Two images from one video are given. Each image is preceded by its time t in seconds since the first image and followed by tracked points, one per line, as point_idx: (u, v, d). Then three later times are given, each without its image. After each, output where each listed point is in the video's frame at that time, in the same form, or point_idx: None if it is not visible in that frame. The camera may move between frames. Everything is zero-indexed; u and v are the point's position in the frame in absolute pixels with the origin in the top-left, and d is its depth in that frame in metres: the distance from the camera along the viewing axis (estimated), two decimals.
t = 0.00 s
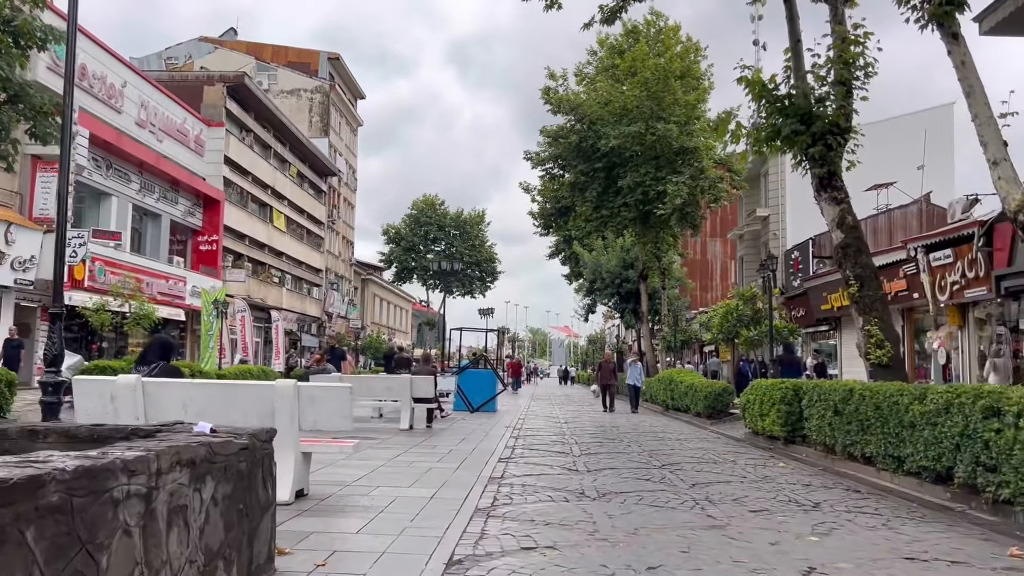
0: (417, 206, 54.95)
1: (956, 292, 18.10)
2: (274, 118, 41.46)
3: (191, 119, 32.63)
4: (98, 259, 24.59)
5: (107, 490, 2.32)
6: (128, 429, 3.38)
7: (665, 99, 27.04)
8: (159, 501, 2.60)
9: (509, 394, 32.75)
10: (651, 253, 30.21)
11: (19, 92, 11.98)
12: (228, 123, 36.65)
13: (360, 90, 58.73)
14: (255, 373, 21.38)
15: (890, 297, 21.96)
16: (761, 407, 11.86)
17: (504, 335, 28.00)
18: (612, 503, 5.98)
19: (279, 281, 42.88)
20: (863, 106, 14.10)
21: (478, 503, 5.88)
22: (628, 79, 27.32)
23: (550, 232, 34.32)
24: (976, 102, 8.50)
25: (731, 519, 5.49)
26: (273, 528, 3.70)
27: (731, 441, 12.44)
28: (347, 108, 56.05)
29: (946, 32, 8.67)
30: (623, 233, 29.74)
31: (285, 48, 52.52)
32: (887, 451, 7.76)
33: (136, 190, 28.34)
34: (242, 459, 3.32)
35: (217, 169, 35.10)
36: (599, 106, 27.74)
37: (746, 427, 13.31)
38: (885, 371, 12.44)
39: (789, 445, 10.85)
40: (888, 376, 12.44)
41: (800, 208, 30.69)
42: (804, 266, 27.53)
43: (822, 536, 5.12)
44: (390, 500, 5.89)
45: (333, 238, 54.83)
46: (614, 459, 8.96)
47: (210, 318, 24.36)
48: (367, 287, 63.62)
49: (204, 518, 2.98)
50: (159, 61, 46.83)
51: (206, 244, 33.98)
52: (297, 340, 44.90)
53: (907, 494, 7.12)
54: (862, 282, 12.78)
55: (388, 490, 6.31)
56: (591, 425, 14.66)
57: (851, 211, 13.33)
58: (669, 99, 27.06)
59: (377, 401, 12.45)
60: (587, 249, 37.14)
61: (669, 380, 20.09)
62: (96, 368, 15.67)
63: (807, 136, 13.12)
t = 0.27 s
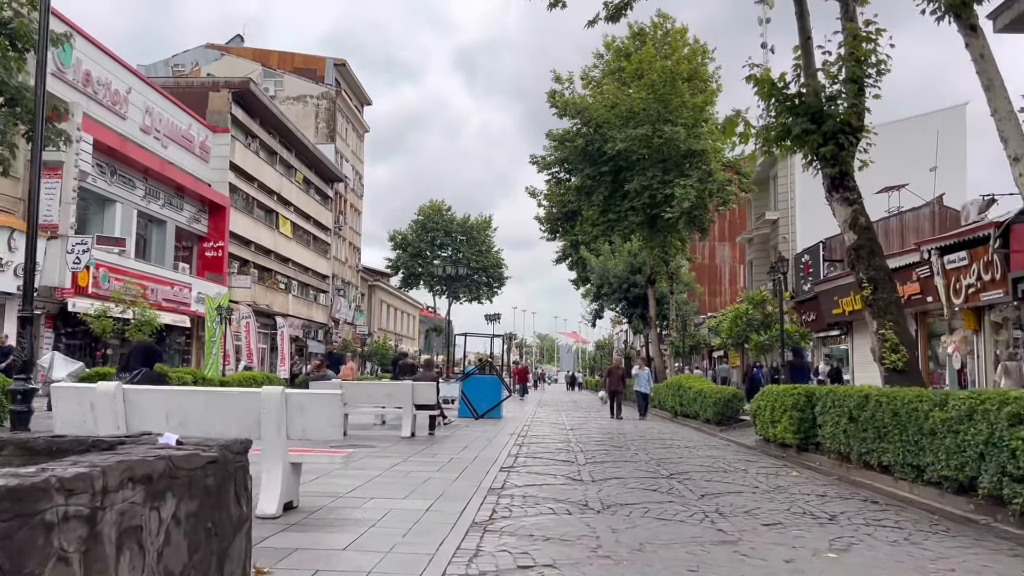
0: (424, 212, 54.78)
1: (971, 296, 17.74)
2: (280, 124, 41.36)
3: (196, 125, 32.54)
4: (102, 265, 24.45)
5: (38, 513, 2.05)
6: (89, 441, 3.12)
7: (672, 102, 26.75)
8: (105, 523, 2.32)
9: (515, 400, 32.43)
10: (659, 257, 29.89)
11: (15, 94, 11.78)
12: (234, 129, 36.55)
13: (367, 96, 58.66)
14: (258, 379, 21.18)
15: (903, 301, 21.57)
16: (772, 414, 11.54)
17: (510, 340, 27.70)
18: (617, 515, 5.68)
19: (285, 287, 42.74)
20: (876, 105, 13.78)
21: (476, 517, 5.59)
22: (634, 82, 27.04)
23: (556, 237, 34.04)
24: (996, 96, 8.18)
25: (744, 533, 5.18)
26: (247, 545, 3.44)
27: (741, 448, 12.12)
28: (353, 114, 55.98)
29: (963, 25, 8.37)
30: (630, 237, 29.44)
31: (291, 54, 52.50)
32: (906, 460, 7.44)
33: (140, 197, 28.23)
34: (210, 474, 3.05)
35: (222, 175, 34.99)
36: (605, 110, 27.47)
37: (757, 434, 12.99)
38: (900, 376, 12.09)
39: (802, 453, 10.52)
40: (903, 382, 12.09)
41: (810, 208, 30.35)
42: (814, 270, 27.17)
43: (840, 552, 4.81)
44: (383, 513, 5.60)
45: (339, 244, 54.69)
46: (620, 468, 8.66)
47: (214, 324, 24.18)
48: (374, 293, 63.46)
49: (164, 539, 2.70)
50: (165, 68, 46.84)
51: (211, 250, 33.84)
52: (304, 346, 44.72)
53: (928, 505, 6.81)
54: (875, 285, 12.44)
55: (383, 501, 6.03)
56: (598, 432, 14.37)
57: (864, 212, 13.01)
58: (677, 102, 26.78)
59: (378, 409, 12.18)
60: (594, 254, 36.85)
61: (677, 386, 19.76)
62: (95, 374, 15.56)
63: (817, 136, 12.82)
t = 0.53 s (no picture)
0: (433, 216, 54.63)
1: (988, 298, 17.38)
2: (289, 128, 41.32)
3: (204, 129, 32.51)
4: (109, 270, 24.37)
5: None
6: (54, 450, 2.88)
7: (682, 104, 26.47)
8: (54, 542, 2.11)
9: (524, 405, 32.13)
10: (669, 261, 29.57)
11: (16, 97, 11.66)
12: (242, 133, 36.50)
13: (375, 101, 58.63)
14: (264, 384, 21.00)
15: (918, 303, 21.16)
16: (785, 419, 11.24)
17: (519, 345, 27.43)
18: (626, 526, 5.42)
19: (293, 292, 42.66)
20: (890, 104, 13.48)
21: (478, 528, 5.35)
22: (644, 84, 26.78)
23: (566, 240, 33.77)
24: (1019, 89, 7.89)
25: (760, 546, 4.92)
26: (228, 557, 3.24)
27: (754, 455, 11.82)
28: (362, 118, 55.96)
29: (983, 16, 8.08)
30: (640, 240, 29.14)
31: (300, 59, 52.54)
32: (926, 467, 7.16)
33: (148, 201, 28.19)
34: (182, 487, 2.81)
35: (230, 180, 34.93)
36: (615, 112, 27.22)
37: (770, 440, 12.68)
38: (917, 380, 11.77)
39: (818, 460, 10.21)
40: (920, 386, 11.77)
41: (822, 208, 30.07)
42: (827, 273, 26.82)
43: (861, 565, 4.54)
44: (380, 524, 5.35)
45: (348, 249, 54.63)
46: (630, 476, 8.39)
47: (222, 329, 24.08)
48: (383, 297, 63.35)
49: (125, 559, 2.46)
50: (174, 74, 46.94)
51: (219, 255, 33.75)
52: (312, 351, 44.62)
53: (950, 515, 6.52)
54: (892, 287, 12.11)
55: (382, 512, 5.78)
56: (608, 438, 14.09)
57: (878, 212, 12.71)
58: (686, 104, 26.50)
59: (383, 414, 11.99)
60: (603, 258, 36.57)
61: (688, 391, 19.45)
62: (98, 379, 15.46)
63: (831, 135, 12.53)
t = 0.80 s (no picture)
0: (440, 219, 54.39)
1: (1006, 299, 16.97)
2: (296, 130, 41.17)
3: (210, 131, 32.38)
4: (114, 272, 24.22)
5: None
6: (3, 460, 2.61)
7: (691, 103, 26.14)
8: None
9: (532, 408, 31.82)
10: (679, 262, 29.21)
11: (14, 94, 11.48)
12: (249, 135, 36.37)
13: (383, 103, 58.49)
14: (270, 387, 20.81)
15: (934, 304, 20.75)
16: (801, 422, 10.91)
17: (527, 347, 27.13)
18: (637, 537, 5.14)
19: (301, 295, 42.51)
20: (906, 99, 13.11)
21: (481, 539, 5.06)
22: (653, 83, 26.47)
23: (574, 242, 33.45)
24: None
25: (780, 558, 4.62)
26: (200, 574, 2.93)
27: (768, 459, 11.49)
28: (370, 121, 55.81)
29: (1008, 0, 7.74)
30: (649, 242, 28.81)
31: (307, 62, 52.44)
32: (952, 473, 6.82)
33: (153, 204, 28.06)
34: (148, 502, 2.52)
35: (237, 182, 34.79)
36: (623, 112, 26.92)
37: (785, 444, 12.35)
38: (936, 382, 11.42)
39: (835, 465, 9.87)
40: (940, 388, 11.42)
41: (833, 208, 29.68)
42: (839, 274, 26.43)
43: None
44: (379, 535, 5.08)
45: (356, 251, 54.48)
46: (640, 482, 8.09)
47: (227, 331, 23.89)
48: (391, 300, 63.16)
49: None
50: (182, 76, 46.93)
51: (226, 257, 33.60)
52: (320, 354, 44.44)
53: (980, 524, 6.19)
54: (910, 286, 11.76)
55: (382, 521, 5.51)
56: (618, 442, 13.79)
57: (895, 210, 12.38)
58: (695, 103, 26.17)
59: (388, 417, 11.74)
60: (612, 260, 36.24)
61: (699, 394, 19.12)
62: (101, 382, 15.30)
63: (845, 130, 12.21)
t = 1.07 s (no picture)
0: (447, 219, 54.17)
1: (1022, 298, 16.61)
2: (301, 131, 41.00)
3: (215, 132, 32.26)
4: (117, 274, 24.08)
5: None
6: None
7: (698, 101, 25.87)
8: None
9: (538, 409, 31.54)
10: (687, 262, 28.91)
11: (9, 91, 11.30)
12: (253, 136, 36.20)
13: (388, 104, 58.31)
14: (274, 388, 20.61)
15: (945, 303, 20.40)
16: (812, 424, 10.65)
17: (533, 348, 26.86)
18: (646, 548, 4.89)
19: (307, 296, 42.35)
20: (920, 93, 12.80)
21: (481, 551, 4.81)
22: (659, 81, 26.23)
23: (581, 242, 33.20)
24: None
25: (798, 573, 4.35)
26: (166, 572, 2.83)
27: (780, 462, 11.21)
28: (375, 121, 55.65)
29: None
30: (656, 241, 28.51)
31: (313, 62, 52.30)
32: (974, 479, 6.53)
33: (158, 205, 27.92)
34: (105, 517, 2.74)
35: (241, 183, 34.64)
36: (630, 110, 26.65)
37: (796, 447, 12.06)
38: (953, 383, 11.11)
39: (849, 469, 9.58)
40: (957, 390, 11.10)
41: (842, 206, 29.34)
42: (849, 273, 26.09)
43: None
44: (373, 546, 4.83)
45: (362, 253, 54.32)
46: (649, 487, 7.82)
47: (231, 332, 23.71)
48: (398, 301, 63.00)
49: None
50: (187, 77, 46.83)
51: (231, 259, 33.45)
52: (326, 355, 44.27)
53: (1006, 533, 5.90)
54: (925, 284, 11.45)
55: (378, 530, 5.27)
56: (625, 445, 13.52)
57: (909, 207, 12.08)
58: (703, 101, 25.89)
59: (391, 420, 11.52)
60: (619, 260, 35.95)
61: (708, 396, 18.83)
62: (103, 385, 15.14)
63: (857, 125, 11.92)
